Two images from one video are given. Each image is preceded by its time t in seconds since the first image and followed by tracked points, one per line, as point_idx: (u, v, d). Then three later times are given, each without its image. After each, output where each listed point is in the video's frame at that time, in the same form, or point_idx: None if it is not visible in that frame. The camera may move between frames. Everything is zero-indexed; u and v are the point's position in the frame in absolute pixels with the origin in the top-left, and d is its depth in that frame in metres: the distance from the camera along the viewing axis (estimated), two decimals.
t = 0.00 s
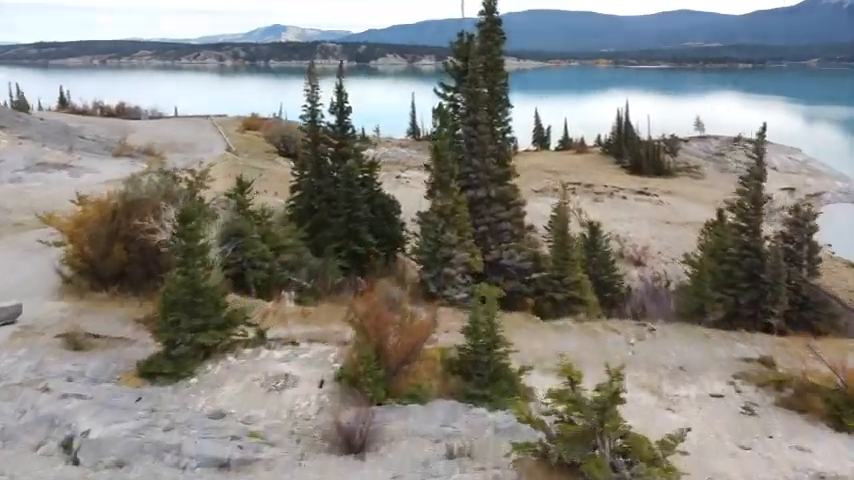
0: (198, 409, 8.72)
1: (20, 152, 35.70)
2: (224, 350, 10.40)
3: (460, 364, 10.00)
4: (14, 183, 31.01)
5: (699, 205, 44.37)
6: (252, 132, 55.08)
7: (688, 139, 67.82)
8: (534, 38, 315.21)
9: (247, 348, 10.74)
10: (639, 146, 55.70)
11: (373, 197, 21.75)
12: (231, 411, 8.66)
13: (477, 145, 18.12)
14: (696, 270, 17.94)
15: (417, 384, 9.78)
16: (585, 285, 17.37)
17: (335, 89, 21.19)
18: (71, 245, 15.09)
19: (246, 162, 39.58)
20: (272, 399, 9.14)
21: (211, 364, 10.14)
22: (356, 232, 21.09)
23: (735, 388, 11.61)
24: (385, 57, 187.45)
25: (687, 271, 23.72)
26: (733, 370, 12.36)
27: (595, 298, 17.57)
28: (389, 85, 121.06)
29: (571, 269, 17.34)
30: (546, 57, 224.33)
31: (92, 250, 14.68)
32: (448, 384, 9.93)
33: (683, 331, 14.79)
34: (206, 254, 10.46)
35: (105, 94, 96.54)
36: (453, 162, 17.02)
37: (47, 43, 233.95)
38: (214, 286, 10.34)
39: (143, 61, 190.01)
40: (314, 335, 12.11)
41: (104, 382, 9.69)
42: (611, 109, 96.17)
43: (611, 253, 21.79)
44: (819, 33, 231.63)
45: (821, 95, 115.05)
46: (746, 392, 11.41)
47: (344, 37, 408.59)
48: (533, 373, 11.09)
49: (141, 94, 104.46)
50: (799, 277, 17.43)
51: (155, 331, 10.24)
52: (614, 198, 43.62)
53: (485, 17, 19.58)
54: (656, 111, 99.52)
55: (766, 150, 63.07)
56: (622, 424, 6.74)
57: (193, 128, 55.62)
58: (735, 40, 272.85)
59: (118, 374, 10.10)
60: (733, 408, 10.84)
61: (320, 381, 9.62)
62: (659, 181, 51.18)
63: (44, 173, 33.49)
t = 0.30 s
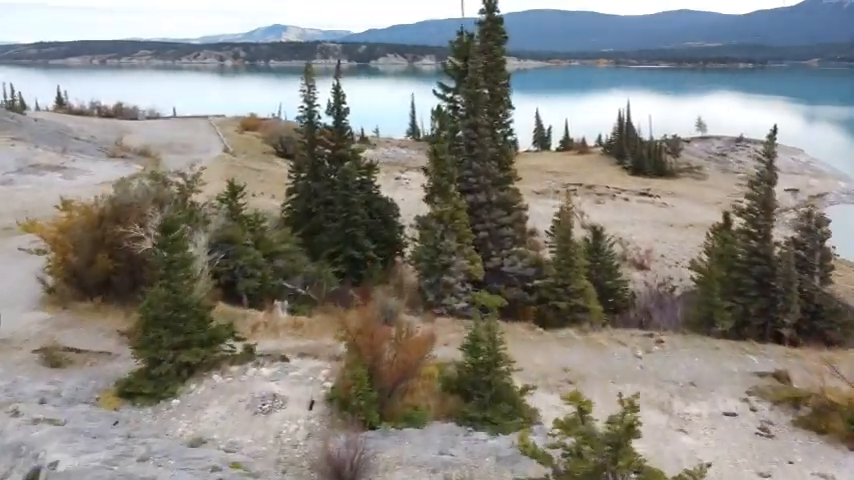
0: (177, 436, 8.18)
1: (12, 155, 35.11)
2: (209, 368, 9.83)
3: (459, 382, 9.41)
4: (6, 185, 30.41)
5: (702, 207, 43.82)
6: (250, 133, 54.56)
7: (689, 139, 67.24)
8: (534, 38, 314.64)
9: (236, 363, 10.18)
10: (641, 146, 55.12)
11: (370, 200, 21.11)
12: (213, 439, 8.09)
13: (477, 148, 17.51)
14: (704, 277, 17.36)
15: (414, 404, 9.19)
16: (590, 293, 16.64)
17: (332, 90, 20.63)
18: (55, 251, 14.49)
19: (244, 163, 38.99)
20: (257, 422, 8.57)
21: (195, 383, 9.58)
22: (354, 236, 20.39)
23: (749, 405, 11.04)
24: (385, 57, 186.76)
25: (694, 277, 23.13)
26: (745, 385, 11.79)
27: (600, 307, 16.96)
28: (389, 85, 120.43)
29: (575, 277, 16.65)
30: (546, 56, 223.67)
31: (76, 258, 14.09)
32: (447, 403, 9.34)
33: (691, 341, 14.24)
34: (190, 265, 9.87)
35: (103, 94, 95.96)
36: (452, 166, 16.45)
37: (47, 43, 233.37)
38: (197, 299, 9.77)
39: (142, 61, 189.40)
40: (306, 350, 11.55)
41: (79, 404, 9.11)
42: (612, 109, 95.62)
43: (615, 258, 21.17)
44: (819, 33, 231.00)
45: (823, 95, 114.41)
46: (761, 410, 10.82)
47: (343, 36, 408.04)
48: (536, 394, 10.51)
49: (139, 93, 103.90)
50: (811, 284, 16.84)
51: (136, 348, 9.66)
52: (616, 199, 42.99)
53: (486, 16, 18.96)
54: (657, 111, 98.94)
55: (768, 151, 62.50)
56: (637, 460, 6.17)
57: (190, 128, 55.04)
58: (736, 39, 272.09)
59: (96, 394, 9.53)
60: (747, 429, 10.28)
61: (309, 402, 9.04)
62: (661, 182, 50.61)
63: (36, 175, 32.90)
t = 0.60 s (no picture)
0: (147, 475, 7.51)
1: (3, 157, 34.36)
2: (187, 394, 9.09)
3: (459, 409, 8.70)
4: None
5: (705, 209, 43.12)
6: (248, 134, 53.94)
7: (691, 140, 66.52)
8: (534, 38, 314.03)
9: (218, 387, 9.45)
10: (643, 147, 54.35)
11: (367, 204, 20.32)
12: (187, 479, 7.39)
13: (477, 152, 16.79)
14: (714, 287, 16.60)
15: (410, 436, 8.46)
16: (595, 304, 15.78)
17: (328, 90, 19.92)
18: (32, 261, 13.77)
19: (240, 166, 38.30)
20: (237, 459, 7.86)
21: (170, 412, 8.82)
22: (350, 242, 19.63)
23: (768, 430, 10.32)
24: (386, 56, 185.90)
25: (701, 284, 22.37)
26: (763, 406, 11.06)
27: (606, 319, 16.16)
28: (389, 85, 119.64)
29: (579, 287, 15.78)
30: (546, 56, 222.85)
31: (54, 268, 13.36)
32: (445, 434, 8.59)
33: (703, 357, 13.52)
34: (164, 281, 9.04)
35: (101, 94, 95.18)
36: (451, 170, 15.70)
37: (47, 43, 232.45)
38: (174, 320, 9.01)
39: (142, 61, 188.50)
40: (294, 371, 10.80)
41: (44, 437, 8.38)
42: (613, 110, 94.85)
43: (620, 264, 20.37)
44: (819, 34, 230.22)
45: (824, 95, 113.65)
46: (782, 436, 10.10)
47: (344, 36, 407.52)
48: (541, 422, 9.81)
49: (138, 94, 103.07)
50: (825, 295, 16.13)
51: (108, 373, 8.89)
52: (618, 201, 42.21)
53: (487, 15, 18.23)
54: (658, 111, 98.20)
55: (771, 152, 61.82)
56: None
57: (187, 129, 54.32)
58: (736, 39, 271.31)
59: (65, 423, 8.87)
60: (767, 458, 9.55)
61: (293, 436, 8.33)
62: (663, 183, 49.89)
63: (27, 178, 32.18)
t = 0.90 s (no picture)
0: None
1: None
2: (164, 421, 8.43)
3: (458, 439, 8.04)
4: None
5: (709, 210, 42.52)
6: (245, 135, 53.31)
7: (693, 140, 65.92)
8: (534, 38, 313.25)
9: (199, 412, 8.79)
10: (644, 147, 53.71)
11: (365, 208, 19.60)
12: None
13: (478, 156, 16.13)
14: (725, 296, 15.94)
15: (405, 469, 7.81)
16: (601, 315, 15.08)
17: (324, 92, 19.34)
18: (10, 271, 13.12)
19: (236, 167, 37.69)
20: None
21: (146, 442, 8.14)
22: (346, 249, 18.77)
23: (789, 455, 9.68)
24: (385, 56, 185.21)
25: (708, 290, 21.67)
26: (782, 429, 10.39)
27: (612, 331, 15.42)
28: (388, 85, 119.05)
29: (584, 298, 15.07)
30: (546, 56, 222.19)
31: (33, 280, 12.73)
32: (443, 465, 7.94)
33: (715, 372, 12.86)
34: (139, 300, 8.30)
35: (98, 94, 94.39)
36: (450, 176, 15.03)
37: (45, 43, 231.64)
38: (151, 341, 8.34)
39: (141, 60, 187.62)
40: (283, 391, 10.16)
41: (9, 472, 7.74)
42: (614, 110, 94.24)
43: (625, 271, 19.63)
44: (819, 34, 229.80)
45: (825, 95, 113.10)
46: (804, 463, 9.44)
47: (343, 36, 406.76)
48: (546, 449, 9.18)
49: (135, 94, 102.28)
50: (842, 305, 15.47)
51: (78, 399, 8.23)
52: (620, 203, 41.52)
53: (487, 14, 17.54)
54: (659, 111, 97.61)
55: (773, 153, 61.27)
56: None
57: (183, 130, 53.64)
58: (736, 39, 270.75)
59: (33, 452, 8.23)
60: None
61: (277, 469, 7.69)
62: (666, 184, 49.27)
63: (18, 181, 31.52)
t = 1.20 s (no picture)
0: None
1: None
2: (141, 449, 7.87)
3: (456, 468, 7.46)
4: None
5: (712, 212, 41.97)
6: (242, 135, 52.72)
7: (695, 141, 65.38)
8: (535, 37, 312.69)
9: (179, 437, 8.30)
10: (646, 148, 53.13)
11: (362, 212, 18.96)
12: None
13: (478, 161, 15.54)
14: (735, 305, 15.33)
15: None
16: (606, 325, 14.37)
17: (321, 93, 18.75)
18: None
19: (233, 168, 37.15)
20: None
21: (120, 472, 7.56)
22: (344, 257, 17.82)
23: None
24: (385, 57, 184.65)
25: (715, 297, 21.05)
26: (801, 451, 9.80)
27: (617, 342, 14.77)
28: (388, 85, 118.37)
29: (588, 307, 14.35)
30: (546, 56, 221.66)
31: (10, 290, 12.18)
32: None
33: (726, 387, 12.28)
34: (113, 318, 7.69)
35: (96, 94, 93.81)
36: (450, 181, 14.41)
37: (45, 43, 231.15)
38: (127, 364, 7.76)
39: (140, 60, 187.05)
40: (271, 412, 9.58)
41: None
42: (615, 110, 93.68)
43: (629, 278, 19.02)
44: (819, 34, 229.44)
45: (826, 94, 112.64)
46: None
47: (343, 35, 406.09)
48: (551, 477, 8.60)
49: (133, 94, 101.68)
50: None
51: (47, 424, 7.61)
52: (622, 204, 40.95)
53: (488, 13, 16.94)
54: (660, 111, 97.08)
55: (776, 154, 60.74)
56: None
57: (180, 130, 53.01)
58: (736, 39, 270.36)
59: None
60: None
61: None
62: (667, 185, 48.72)
63: (10, 183, 30.95)
